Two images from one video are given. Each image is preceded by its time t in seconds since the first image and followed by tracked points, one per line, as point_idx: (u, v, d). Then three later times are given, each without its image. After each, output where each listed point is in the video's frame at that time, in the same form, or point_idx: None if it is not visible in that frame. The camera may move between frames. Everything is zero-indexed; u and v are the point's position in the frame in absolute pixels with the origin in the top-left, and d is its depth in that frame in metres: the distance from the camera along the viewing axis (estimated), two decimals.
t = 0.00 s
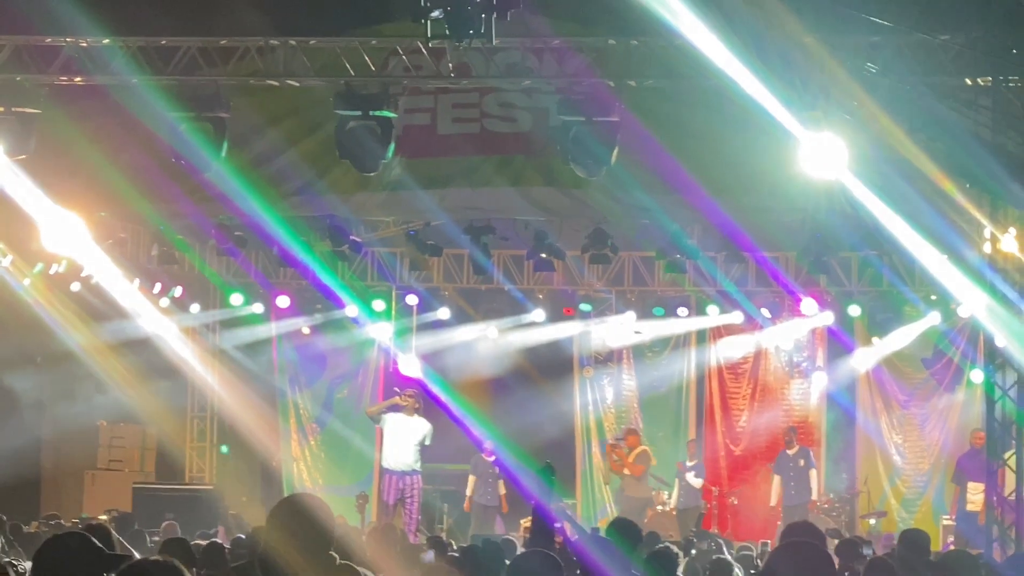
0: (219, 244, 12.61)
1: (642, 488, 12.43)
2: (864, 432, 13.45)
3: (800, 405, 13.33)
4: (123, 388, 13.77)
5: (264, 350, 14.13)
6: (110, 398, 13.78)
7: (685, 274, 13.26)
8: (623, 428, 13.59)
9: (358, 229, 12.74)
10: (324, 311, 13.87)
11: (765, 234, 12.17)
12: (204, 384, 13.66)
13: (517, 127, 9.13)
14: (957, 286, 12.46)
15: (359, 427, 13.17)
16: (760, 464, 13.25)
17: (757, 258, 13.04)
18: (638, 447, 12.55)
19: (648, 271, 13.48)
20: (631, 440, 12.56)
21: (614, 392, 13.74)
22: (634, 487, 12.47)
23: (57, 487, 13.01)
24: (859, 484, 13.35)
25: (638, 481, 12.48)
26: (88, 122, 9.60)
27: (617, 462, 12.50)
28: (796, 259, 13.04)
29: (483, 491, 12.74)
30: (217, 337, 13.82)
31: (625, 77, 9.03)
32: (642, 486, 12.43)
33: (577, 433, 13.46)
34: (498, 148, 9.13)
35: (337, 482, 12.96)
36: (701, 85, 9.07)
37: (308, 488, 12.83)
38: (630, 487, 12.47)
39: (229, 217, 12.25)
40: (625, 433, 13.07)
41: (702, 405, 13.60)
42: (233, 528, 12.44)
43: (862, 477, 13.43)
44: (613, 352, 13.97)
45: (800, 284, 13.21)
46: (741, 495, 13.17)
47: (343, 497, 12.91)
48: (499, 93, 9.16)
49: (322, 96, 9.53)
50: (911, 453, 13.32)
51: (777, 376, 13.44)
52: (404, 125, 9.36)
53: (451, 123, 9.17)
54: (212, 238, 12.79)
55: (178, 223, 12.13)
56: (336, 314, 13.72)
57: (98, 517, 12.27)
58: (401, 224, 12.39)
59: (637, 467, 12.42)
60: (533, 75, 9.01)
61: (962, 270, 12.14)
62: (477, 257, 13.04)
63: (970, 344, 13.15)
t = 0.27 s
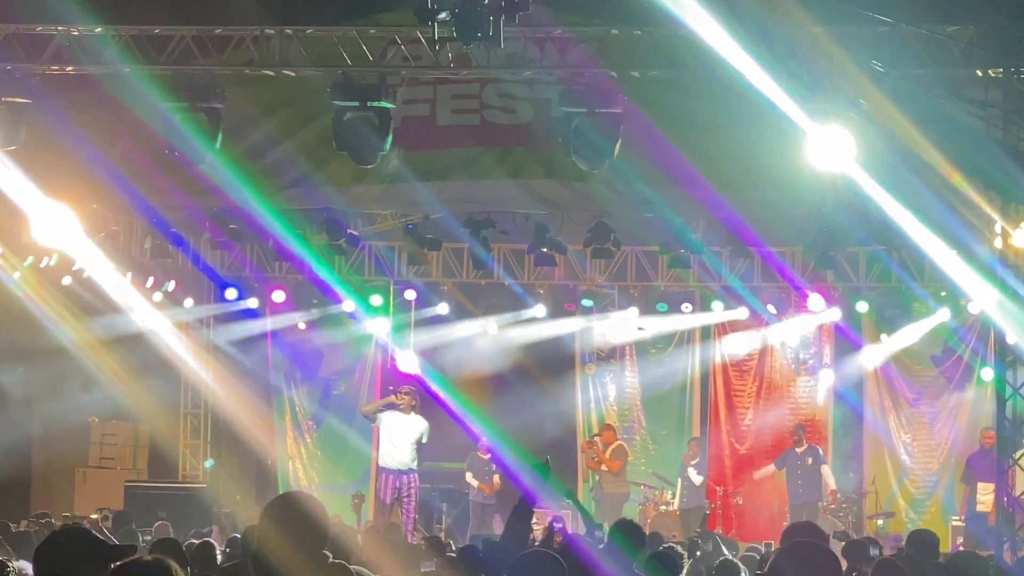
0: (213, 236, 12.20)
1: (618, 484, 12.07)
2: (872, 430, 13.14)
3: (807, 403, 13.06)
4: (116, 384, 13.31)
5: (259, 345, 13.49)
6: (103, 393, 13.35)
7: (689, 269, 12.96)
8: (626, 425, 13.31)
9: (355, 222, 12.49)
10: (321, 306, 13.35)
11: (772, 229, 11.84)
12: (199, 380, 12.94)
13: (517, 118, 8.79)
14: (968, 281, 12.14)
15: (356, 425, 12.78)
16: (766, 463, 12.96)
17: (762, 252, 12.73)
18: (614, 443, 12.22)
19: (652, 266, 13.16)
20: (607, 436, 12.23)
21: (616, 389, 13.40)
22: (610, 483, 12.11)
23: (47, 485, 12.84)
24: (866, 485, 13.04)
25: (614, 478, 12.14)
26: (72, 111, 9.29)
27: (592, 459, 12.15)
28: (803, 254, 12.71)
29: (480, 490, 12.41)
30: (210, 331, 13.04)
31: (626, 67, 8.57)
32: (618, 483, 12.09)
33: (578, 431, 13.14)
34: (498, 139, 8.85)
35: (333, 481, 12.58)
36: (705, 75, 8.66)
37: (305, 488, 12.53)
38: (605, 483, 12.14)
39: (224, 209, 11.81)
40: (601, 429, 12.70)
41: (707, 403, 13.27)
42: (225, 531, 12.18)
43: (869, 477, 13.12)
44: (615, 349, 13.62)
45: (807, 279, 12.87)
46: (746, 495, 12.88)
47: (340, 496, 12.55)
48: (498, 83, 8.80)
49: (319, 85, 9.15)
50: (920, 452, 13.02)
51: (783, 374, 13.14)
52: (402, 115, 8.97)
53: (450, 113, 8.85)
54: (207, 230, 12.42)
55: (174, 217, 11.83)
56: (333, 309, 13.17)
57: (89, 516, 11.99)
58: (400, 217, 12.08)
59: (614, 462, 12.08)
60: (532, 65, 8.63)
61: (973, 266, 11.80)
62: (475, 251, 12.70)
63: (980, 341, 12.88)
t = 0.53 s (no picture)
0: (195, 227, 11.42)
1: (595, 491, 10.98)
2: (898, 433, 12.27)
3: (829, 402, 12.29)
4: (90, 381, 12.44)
5: (241, 343, 12.36)
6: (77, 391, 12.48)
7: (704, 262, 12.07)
8: (636, 429, 12.33)
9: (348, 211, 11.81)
10: (310, 300, 12.26)
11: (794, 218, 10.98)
12: (178, 378, 12.03)
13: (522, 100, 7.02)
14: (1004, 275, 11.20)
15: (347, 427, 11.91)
16: (785, 469, 12.15)
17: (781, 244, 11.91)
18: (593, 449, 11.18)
19: (665, 258, 12.20)
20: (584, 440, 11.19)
21: (626, 390, 12.41)
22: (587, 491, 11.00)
23: (19, 483, 12.25)
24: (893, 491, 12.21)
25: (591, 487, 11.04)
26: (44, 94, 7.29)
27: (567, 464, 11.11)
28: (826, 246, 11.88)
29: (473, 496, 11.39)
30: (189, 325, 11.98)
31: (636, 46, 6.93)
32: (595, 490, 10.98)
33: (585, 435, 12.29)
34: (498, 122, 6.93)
35: (322, 487, 11.75)
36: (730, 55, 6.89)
37: (292, 494, 11.71)
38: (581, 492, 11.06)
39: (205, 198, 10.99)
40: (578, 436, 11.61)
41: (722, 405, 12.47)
42: (206, 541, 11.33)
43: (895, 483, 12.26)
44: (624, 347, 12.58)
45: (830, 273, 12.02)
46: (764, 503, 12.07)
47: (330, 503, 11.74)
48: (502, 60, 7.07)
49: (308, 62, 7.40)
50: (950, 457, 12.16)
51: (803, 373, 12.32)
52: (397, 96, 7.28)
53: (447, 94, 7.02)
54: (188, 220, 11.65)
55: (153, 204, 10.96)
56: (322, 303, 12.22)
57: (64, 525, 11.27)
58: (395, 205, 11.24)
59: (592, 470, 11.04)
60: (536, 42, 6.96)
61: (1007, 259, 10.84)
62: (475, 242, 11.76)
63: (1014, 339, 12.02)
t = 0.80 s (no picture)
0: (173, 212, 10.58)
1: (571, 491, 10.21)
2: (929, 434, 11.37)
3: (854, 401, 11.39)
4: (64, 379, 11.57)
5: (225, 337, 11.60)
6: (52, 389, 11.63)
7: (721, 250, 11.21)
8: (647, 430, 11.43)
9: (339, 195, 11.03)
10: (297, 291, 11.40)
11: (813, 203, 10.28)
12: (156, 375, 11.22)
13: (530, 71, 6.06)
14: None
15: (336, 427, 11.09)
16: (806, 474, 11.30)
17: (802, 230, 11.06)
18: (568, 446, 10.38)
19: (679, 247, 11.32)
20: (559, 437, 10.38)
21: (637, 388, 11.50)
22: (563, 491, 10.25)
23: None
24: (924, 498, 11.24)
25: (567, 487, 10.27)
26: None
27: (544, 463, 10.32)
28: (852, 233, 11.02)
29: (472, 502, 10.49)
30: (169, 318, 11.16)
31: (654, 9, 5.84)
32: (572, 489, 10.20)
33: (592, 435, 11.39)
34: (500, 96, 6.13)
35: (308, 492, 10.92)
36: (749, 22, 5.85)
37: (277, 500, 10.89)
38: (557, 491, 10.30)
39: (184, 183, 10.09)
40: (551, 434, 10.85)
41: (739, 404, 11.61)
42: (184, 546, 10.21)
43: (926, 488, 11.34)
44: (635, 342, 11.63)
45: (855, 262, 11.13)
46: (783, 509, 11.23)
47: (315, 510, 10.91)
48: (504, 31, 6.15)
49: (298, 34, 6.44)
50: (984, 460, 11.24)
51: (828, 369, 11.44)
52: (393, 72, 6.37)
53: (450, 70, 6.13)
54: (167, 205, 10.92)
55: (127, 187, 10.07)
56: (310, 295, 11.40)
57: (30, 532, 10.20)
58: (387, 189, 10.38)
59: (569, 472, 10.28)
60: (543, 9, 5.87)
61: None
62: (475, 230, 10.86)
63: None
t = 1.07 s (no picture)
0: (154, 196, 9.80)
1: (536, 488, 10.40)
2: (960, 434, 10.60)
3: (879, 398, 10.65)
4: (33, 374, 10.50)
5: (205, 329, 10.76)
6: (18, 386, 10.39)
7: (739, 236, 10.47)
8: (659, 428, 10.70)
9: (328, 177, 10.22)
10: (285, 280, 10.62)
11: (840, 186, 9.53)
12: (134, 370, 10.44)
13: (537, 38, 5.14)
14: None
15: (327, 426, 10.39)
16: (830, 476, 10.57)
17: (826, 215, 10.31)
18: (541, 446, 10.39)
19: (694, 233, 10.56)
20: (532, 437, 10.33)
21: (648, 384, 10.76)
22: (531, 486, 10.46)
23: None
24: (953, 501, 10.52)
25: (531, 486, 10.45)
26: None
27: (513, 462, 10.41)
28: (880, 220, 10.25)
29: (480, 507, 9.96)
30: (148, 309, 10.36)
31: None
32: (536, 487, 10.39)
33: (601, 435, 10.67)
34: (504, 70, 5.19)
35: (296, 495, 10.24)
36: None
37: (263, 505, 10.20)
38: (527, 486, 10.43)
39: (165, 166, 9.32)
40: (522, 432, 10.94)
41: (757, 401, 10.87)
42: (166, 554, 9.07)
43: (957, 491, 10.58)
44: (646, 335, 10.86)
45: (882, 250, 10.30)
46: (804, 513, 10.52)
47: (304, 514, 10.21)
48: None
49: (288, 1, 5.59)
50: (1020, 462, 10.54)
51: (852, 363, 10.68)
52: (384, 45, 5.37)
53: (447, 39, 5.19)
54: (145, 188, 10.17)
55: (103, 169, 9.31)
56: (298, 284, 10.63)
57: None
58: (382, 171, 9.69)
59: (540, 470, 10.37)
60: None
61: None
62: (476, 215, 10.11)
63: None
